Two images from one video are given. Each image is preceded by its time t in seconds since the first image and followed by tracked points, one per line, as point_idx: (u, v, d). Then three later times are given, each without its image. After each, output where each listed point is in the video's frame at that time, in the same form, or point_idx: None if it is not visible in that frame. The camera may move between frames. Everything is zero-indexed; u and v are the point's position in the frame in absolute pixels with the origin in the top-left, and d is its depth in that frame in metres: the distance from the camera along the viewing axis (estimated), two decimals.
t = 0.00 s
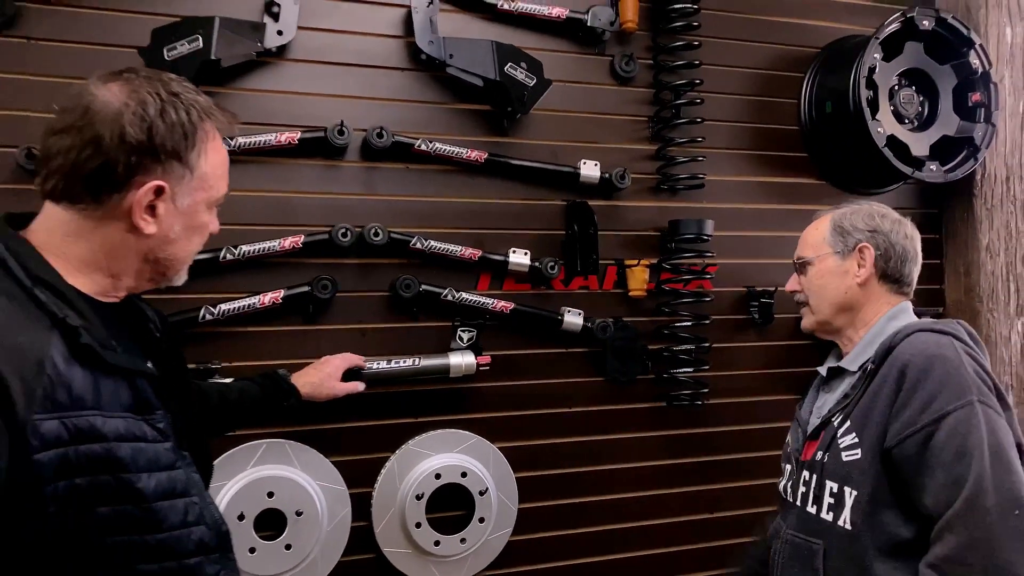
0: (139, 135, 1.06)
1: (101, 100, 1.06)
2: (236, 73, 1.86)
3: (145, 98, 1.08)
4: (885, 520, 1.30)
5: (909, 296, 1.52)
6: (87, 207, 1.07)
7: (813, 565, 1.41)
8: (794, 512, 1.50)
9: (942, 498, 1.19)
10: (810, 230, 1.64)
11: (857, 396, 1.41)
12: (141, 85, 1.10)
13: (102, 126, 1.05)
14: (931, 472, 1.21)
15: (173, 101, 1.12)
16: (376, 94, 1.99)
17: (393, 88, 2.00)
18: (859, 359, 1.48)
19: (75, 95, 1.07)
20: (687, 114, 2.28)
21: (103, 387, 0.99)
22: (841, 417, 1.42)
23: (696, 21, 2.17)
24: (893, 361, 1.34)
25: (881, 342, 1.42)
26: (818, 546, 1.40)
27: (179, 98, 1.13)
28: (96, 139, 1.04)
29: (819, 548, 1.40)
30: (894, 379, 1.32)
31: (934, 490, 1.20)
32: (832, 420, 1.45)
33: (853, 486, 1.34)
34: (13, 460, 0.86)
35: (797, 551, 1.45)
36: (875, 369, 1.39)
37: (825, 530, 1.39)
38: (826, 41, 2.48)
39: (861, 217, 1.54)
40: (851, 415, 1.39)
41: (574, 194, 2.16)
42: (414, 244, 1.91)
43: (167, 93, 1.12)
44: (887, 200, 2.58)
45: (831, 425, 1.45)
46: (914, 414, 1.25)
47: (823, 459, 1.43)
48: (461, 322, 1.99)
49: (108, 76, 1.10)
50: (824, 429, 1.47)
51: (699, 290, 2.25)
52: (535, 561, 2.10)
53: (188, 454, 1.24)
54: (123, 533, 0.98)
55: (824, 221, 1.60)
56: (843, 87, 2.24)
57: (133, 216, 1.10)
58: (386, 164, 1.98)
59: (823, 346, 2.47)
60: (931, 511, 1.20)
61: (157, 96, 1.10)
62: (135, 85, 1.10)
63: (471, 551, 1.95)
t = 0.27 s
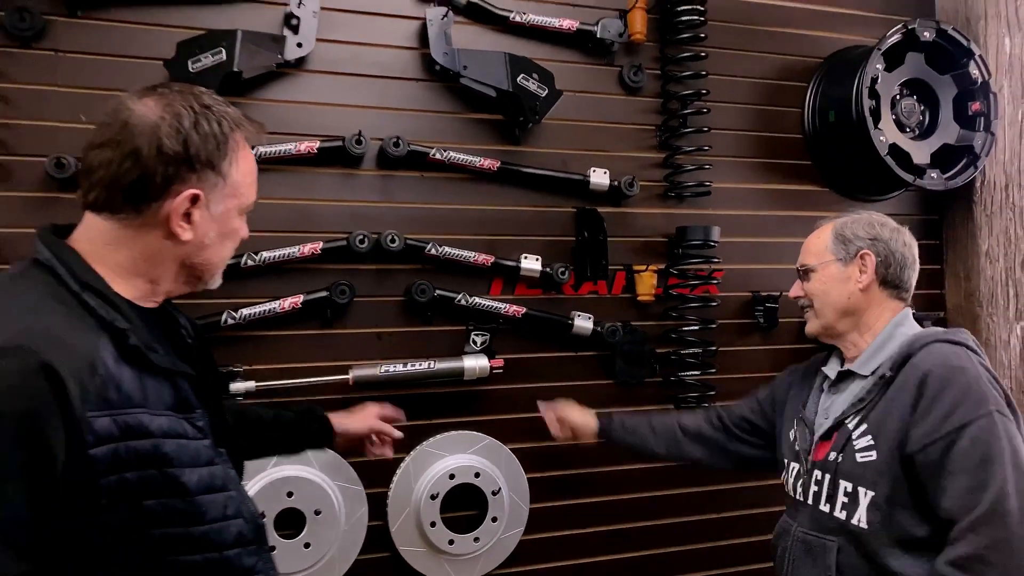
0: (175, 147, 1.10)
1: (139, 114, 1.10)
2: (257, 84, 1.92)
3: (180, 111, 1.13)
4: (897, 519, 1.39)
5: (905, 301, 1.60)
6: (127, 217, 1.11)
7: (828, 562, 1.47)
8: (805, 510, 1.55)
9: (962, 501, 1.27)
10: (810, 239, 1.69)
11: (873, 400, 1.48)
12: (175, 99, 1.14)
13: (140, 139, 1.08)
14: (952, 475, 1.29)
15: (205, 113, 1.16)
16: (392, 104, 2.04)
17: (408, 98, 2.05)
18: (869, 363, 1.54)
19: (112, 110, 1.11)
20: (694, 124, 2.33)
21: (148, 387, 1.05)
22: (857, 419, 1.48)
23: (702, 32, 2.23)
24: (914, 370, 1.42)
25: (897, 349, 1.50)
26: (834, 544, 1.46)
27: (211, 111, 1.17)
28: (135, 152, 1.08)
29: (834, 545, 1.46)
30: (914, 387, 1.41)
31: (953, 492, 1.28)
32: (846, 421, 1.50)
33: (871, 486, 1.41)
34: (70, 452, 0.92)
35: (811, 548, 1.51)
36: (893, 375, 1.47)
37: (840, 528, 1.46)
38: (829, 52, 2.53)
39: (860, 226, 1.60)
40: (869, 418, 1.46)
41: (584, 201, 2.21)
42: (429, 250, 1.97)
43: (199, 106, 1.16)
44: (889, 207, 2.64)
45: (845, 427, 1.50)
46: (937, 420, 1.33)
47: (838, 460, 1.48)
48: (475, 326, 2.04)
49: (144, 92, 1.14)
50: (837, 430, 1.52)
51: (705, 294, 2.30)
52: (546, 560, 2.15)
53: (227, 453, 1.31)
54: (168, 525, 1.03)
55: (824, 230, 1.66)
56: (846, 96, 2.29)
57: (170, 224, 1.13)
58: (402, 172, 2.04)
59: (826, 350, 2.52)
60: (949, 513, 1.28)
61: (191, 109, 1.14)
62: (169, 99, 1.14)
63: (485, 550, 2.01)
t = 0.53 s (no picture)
0: (206, 150, 1.14)
1: (170, 121, 1.14)
2: (272, 92, 1.96)
3: (207, 117, 1.17)
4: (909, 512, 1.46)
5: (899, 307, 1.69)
6: (163, 219, 1.15)
7: (838, 554, 1.53)
8: (810, 504, 1.60)
9: (985, 497, 1.37)
10: (809, 245, 1.74)
11: (885, 398, 1.54)
12: (201, 107, 1.19)
13: (172, 144, 1.12)
14: (973, 473, 1.39)
15: (230, 118, 1.21)
16: (403, 112, 2.09)
17: (419, 106, 2.10)
18: (874, 362, 1.60)
19: (143, 120, 1.15)
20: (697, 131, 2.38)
21: (184, 382, 1.09)
22: (870, 416, 1.54)
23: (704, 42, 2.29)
24: (928, 370, 1.51)
25: (905, 350, 1.57)
26: (845, 537, 1.52)
27: (235, 116, 1.22)
28: (169, 156, 1.12)
29: (845, 538, 1.52)
30: (931, 386, 1.49)
31: (974, 488, 1.38)
32: (856, 418, 1.57)
33: (888, 481, 1.48)
34: (114, 443, 0.95)
35: (819, 540, 1.56)
36: (906, 375, 1.54)
37: (851, 522, 1.52)
38: (827, 61, 2.60)
39: (863, 232, 1.67)
40: (882, 415, 1.53)
41: (590, 207, 2.26)
42: (440, 254, 2.01)
43: (224, 112, 1.21)
44: (885, 213, 2.70)
45: (855, 424, 1.56)
46: (958, 419, 1.42)
47: (850, 457, 1.54)
48: (484, 329, 2.09)
49: (172, 101, 1.19)
50: (845, 428, 1.58)
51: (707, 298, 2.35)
52: (552, 557, 2.20)
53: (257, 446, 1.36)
54: (202, 515, 1.08)
55: (826, 236, 1.71)
56: (843, 105, 2.35)
57: (204, 224, 1.17)
58: (413, 178, 2.08)
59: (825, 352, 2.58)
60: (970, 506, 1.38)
61: (216, 114, 1.19)
62: (195, 107, 1.18)
63: (494, 548, 2.05)
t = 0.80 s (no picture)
0: (215, 150, 1.18)
1: (178, 124, 1.18)
2: (270, 96, 1.99)
3: (213, 119, 1.21)
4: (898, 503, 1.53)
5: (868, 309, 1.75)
6: (177, 217, 1.17)
7: (832, 547, 1.57)
8: (801, 500, 1.65)
9: (972, 486, 1.44)
10: (776, 255, 1.79)
11: (870, 394, 1.61)
12: (207, 110, 1.22)
13: (182, 145, 1.16)
14: (959, 464, 1.46)
15: (234, 118, 1.24)
16: (399, 116, 2.12)
17: (415, 110, 2.14)
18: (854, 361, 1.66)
19: (149, 125, 1.19)
20: (686, 136, 2.44)
21: (195, 380, 1.11)
22: (858, 412, 1.60)
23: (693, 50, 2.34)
24: (909, 367, 1.58)
25: (883, 349, 1.64)
26: (839, 530, 1.57)
27: (240, 118, 1.25)
28: (180, 157, 1.15)
29: (839, 531, 1.57)
30: (914, 382, 1.55)
31: (960, 477, 1.45)
32: (843, 415, 1.62)
33: (878, 474, 1.54)
34: (128, 439, 0.98)
35: (811, 534, 1.61)
36: (889, 372, 1.61)
37: (844, 515, 1.57)
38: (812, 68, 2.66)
39: (827, 238, 1.73)
40: (868, 411, 1.59)
41: (582, 210, 2.31)
42: (436, 256, 2.05)
43: (227, 113, 1.24)
44: (868, 216, 2.77)
45: (842, 420, 1.62)
46: (943, 412, 1.48)
47: (840, 452, 1.59)
48: (479, 329, 2.14)
49: (177, 106, 1.22)
50: (833, 425, 1.63)
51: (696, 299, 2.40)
52: (545, 554, 2.24)
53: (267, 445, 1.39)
54: (212, 510, 1.10)
55: (790, 245, 1.77)
56: (829, 111, 2.41)
57: (215, 222, 1.20)
58: (409, 182, 2.12)
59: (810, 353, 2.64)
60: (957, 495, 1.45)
61: (221, 116, 1.22)
62: (201, 110, 1.22)
63: (489, 544, 2.09)
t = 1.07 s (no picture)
0: (208, 143, 1.19)
1: (169, 120, 1.19)
2: (259, 94, 2.00)
3: (205, 112, 1.22)
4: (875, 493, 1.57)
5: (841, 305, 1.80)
6: (174, 210, 1.19)
7: (812, 537, 1.61)
8: (782, 492, 1.69)
9: (942, 474, 1.49)
10: (749, 256, 1.84)
11: (846, 387, 1.65)
12: (197, 103, 1.23)
13: (175, 140, 1.17)
14: (930, 453, 1.51)
15: (225, 111, 1.25)
16: (387, 115, 2.15)
17: (402, 109, 2.16)
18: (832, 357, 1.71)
19: (142, 121, 1.20)
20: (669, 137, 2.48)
21: (203, 371, 1.13)
22: (835, 405, 1.64)
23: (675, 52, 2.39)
24: (881, 361, 1.63)
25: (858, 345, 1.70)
26: (819, 521, 1.61)
27: (230, 109, 1.26)
28: (173, 152, 1.17)
29: (818, 522, 1.61)
30: (886, 375, 1.61)
31: (931, 467, 1.50)
32: (820, 408, 1.67)
33: (855, 465, 1.58)
34: (143, 428, 1.00)
35: (791, 525, 1.65)
36: (863, 367, 1.66)
37: (822, 506, 1.61)
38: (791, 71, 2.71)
39: (798, 238, 1.78)
40: (843, 405, 1.63)
41: (567, 209, 2.34)
42: (424, 254, 2.07)
43: (219, 105, 1.25)
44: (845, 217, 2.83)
45: (820, 413, 1.66)
46: (914, 404, 1.54)
47: (818, 445, 1.63)
48: (467, 326, 2.16)
49: (167, 101, 1.23)
50: (811, 418, 1.68)
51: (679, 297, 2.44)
52: (531, 548, 2.27)
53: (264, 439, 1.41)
54: (221, 498, 1.11)
55: (763, 245, 1.82)
56: (808, 113, 2.46)
57: (210, 214, 1.22)
58: (397, 180, 2.14)
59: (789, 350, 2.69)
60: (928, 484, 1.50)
61: (212, 109, 1.24)
62: (192, 103, 1.23)
63: (476, 539, 2.11)
